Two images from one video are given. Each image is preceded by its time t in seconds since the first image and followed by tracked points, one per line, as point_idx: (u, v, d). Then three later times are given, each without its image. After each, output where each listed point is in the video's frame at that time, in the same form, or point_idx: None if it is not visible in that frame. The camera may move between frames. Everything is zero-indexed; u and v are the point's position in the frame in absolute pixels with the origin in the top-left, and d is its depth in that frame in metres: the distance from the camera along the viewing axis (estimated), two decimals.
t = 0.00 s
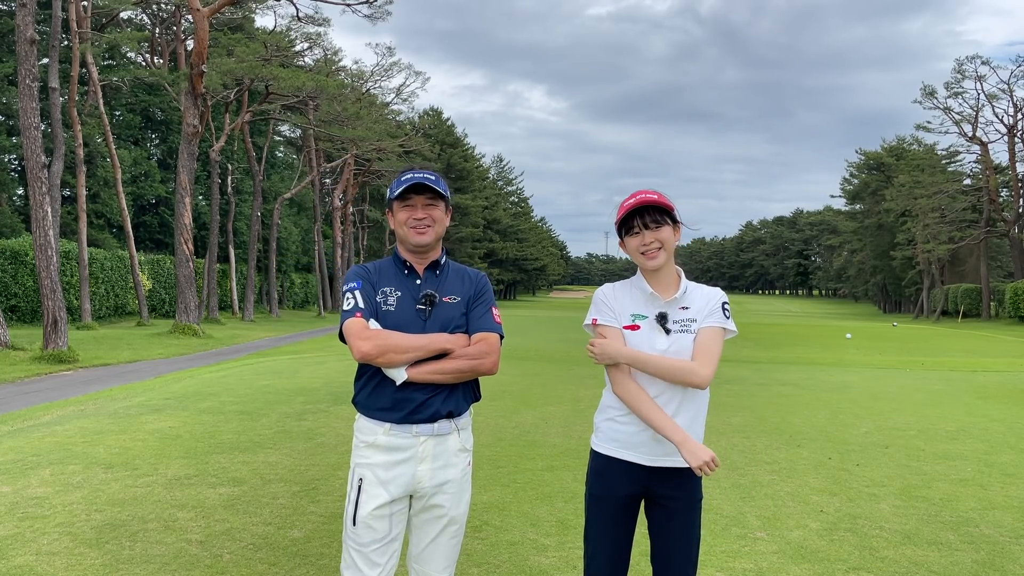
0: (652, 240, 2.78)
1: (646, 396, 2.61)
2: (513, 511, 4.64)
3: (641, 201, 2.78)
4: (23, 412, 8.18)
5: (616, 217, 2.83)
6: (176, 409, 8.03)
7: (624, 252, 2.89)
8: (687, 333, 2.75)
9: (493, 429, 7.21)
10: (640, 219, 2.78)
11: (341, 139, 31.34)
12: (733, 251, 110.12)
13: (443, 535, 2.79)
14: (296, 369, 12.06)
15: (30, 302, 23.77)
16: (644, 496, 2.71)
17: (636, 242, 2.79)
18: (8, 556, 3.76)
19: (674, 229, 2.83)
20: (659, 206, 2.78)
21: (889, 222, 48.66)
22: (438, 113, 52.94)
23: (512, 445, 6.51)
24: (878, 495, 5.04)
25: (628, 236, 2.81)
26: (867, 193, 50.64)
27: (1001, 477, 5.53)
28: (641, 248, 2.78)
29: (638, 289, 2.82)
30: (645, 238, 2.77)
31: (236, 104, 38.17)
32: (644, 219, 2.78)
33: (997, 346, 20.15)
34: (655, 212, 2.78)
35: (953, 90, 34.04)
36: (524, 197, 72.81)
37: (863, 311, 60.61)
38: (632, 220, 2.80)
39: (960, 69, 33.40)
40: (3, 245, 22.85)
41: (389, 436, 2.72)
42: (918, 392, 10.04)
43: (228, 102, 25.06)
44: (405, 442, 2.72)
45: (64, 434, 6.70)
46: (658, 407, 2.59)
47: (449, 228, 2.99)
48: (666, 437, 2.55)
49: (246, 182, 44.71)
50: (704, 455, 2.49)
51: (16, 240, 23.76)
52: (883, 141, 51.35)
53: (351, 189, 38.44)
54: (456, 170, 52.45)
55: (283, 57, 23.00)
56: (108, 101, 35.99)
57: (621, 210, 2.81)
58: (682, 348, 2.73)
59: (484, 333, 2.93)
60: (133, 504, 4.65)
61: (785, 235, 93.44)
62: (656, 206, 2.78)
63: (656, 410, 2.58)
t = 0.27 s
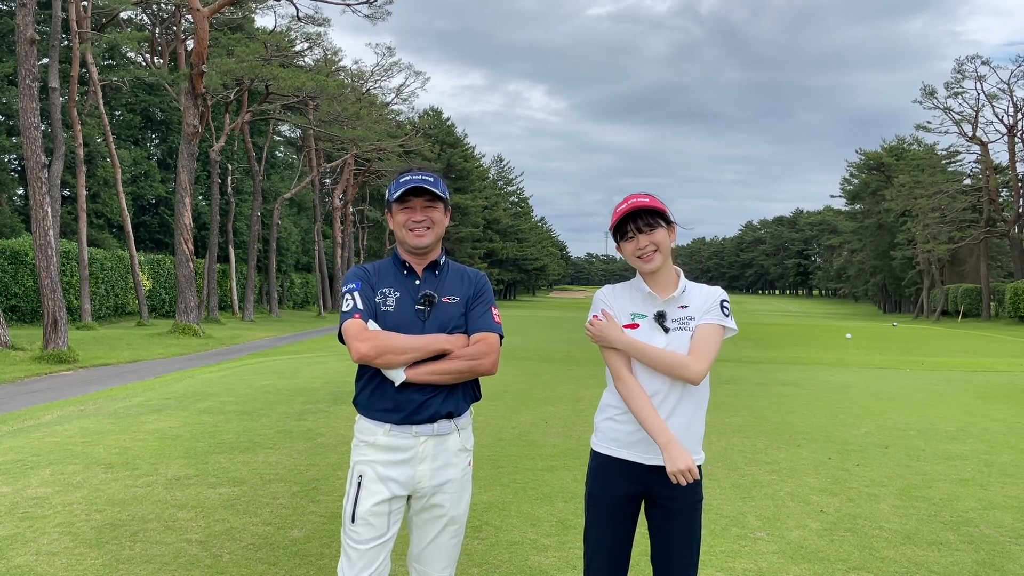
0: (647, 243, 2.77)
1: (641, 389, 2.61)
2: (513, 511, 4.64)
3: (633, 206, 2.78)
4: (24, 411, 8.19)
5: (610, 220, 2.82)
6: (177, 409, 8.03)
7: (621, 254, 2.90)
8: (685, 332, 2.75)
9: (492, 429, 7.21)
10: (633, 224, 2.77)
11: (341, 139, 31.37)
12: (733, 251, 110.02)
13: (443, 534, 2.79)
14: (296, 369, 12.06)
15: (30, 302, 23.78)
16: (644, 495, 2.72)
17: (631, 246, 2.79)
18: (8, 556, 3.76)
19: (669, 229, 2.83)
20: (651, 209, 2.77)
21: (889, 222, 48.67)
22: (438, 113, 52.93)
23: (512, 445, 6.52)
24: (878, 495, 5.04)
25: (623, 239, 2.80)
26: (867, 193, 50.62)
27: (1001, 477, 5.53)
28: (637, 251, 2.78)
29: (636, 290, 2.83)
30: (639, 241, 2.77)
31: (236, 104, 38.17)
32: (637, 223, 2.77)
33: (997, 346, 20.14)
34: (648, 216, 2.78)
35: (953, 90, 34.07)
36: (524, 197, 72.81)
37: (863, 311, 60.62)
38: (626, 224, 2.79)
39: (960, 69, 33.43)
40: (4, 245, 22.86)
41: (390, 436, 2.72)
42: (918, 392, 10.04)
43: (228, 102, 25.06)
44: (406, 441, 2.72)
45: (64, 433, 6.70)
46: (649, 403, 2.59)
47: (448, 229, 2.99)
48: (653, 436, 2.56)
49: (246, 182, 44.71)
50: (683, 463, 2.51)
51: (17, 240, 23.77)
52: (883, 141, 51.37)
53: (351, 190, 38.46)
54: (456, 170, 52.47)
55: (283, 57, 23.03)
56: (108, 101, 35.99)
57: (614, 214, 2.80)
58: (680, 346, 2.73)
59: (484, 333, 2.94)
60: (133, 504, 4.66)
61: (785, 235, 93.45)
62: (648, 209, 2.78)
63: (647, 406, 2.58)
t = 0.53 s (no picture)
0: (647, 244, 2.77)
1: (639, 387, 2.61)
2: (513, 511, 4.64)
3: (633, 207, 2.78)
4: (23, 411, 8.19)
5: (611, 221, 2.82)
6: (177, 409, 8.03)
7: (622, 255, 2.89)
8: (684, 332, 2.75)
9: (493, 429, 7.21)
10: (633, 224, 2.77)
11: (341, 139, 31.39)
12: (733, 251, 109.99)
13: (443, 535, 2.79)
14: (296, 369, 12.05)
15: (30, 302, 23.78)
16: (642, 496, 2.71)
17: (633, 247, 2.78)
18: (8, 556, 3.76)
19: (669, 231, 2.83)
20: (651, 210, 2.77)
21: (889, 222, 48.67)
22: (438, 113, 52.95)
23: (512, 445, 6.51)
24: (878, 495, 5.04)
25: (623, 240, 2.80)
26: (867, 193, 50.61)
27: (1001, 477, 5.53)
28: (637, 251, 2.78)
29: (637, 290, 2.83)
30: (639, 242, 2.77)
31: (236, 104, 38.19)
32: (637, 224, 2.77)
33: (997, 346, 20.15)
34: (648, 216, 2.78)
35: (953, 90, 34.10)
36: (524, 197, 72.84)
37: (863, 311, 60.64)
38: (626, 225, 2.79)
39: (960, 69, 33.48)
40: (3, 245, 22.86)
41: (388, 436, 2.71)
42: (918, 392, 10.04)
43: (228, 102, 25.07)
44: (404, 442, 2.72)
45: (64, 433, 6.69)
46: (646, 401, 2.59)
47: (447, 228, 2.99)
48: (649, 436, 2.56)
49: (246, 182, 44.72)
50: (672, 465, 2.51)
51: (17, 240, 23.77)
52: (883, 141, 51.39)
53: (351, 190, 38.47)
54: (456, 170, 52.49)
55: (283, 57, 23.03)
56: (108, 101, 35.99)
57: (615, 215, 2.80)
58: (678, 345, 2.73)
59: (482, 330, 2.93)
60: (133, 504, 4.66)
61: (785, 235, 93.47)
62: (649, 210, 2.78)
63: (644, 403, 2.58)
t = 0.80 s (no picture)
0: (650, 244, 2.77)
1: (641, 387, 2.61)
2: (513, 511, 4.64)
3: (637, 207, 2.78)
4: (23, 411, 8.18)
5: (614, 221, 2.82)
6: (177, 409, 8.03)
7: (624, 255, 2.89)
8: (687, 333, 2.75)
9: (492, 429, 7.21)
10: (636, 224, 2.78)
11: (341, 139, 31.41)
12: (733, 251, 109.98)
13: (443, 534, 2.79)
14: (296, 369, 12.05)
15: (30, 302, 23.77)
16: (642, 496, 2.71)
17: (635, 246, 2.78)
18: (8, 556, 3.76)
19: (672, 231, 2.83)
20: (655, 210, 2.77)
21: (889, 222, 48.67)
22: (438, 113, 52.95)
23: (512, 445, 6.51)
24: (878, 495, 5.04)
25: (626, 240, 2.80)
26: (867, 193, 50.60)
27: (1001, 477, 5.53)
28: (639, 251, 2.78)
29: (639, 290, 2.83)
30: (642, 242, 2.77)
31: (236, 104, 38.21)
32: (640, 224, 2.77)
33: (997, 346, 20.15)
34: (651, 217, 2.78)
35: (953, 90, 34.11)
36: (524, 197, 72.86)
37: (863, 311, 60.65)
38: (629, 225, 2.79)
39: (960, 69, 33.49)
40: (4, 245, 22.86)
41: (388, 435, 2.72)
42: (918, 392, 10.04)
43: (228, 102, 25.06)
44: (404, 441, 2.72)
45: (64, 433, 6.70)
46: (648, 401, 2.59)
47: (447, 229, 2.98)
48: (649, 435, 2.56)
49: (246, 182, 44.72)
50: (672, 464, 2.51)
51: (16, 240, 23.76)
52: (883, 141, 51.41)
53: (351, 190, 38.49)
54: (456, 170, 52.51)
55: (283, 57, 23.02)
56: (108, 101, 35.99)
57: (618, 215, 2.80)
58: (680, 346, 2.73)
59: (481, 332, 2.93)
60: (133, 504, 4.66)
61: (785, 235, 93.50)
62: (653, 210, 2.78)
63: (646, 402, 2.57)
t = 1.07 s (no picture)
0: (654, 243, 2.78)
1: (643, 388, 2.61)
2: (513, 511, 4.64)
3: (642, 205, 2.78)
4: (24, 411, 8.18)
5: (619, 220, 2.83)
6: (177, 409, 8.03)
7: (628, 255, 2.90)
8: (690, 334, 2.75)
9: (492, 429, 7.20)
10: (641, 224, 2.78)
11: (340, 139, 31.42)
12: (733, 251, 109.96)
13: (443, 534, 2.79)
14: (296, 369, 12.05)
15: (30, 302, 23.77)
16: (642, 497, 2.71)
17: (639, 246, 2.79)
18: (8, 556, 3.75)
19: (677, 232, 2.83)
20: (660, 209, 2.77)
21: (889, 222, 48.66)
22: (438, 113, 52.95)
23: (512, 445, 6.51)
24: (878, 495, 5.04)
25: (630, 239, 2.81)
26: (867, 193, 50.59)
27: (1001, 477, 5.53)
28: (643, 250, 2.79)
29: (644, 290, 2.83)
30: (646, 241, 2.78)
31: (236, 104, 38.21)
32: (645, 223, 2.78)
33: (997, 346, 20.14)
34: (656, 216, 2.78)
35: (953, 90, 34.11)
36: (524, 197, 72.86)
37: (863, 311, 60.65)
38: (633, 225, 2.80)
39: (960, 69, 33.51)
40: (4, 245, 22.86)
41: (388, 436, 2.72)
42: (919, 392, 10.03)
43: (228, 102, 25.06)
44: (403, 442, 2.72)
45: (64, 433, 6.69)
46: (649, 402, 2.58)
47: (447, 229, 2.98)
48: (649, 436, 2.56)
49: (246, 182, 44.72)
50: (673, 467, 2.51)
51: (16, 240, 23.76)
52: (883, 141, 51.40)
53: (351, 190, 38.50)
54: (456, 170, 52.52)
55: (283, 57, 23.02)
56: (108, 101, 35.98)
57: (623, 214, 2.81)
58: (684, 347, 2.73)
59: (480, 332, 2.93)
60: (133, 504, 4.65)
61: (785, 235, 93.51)
62: (657, 210, 2.78)
63: (647, 404, 2.57)
